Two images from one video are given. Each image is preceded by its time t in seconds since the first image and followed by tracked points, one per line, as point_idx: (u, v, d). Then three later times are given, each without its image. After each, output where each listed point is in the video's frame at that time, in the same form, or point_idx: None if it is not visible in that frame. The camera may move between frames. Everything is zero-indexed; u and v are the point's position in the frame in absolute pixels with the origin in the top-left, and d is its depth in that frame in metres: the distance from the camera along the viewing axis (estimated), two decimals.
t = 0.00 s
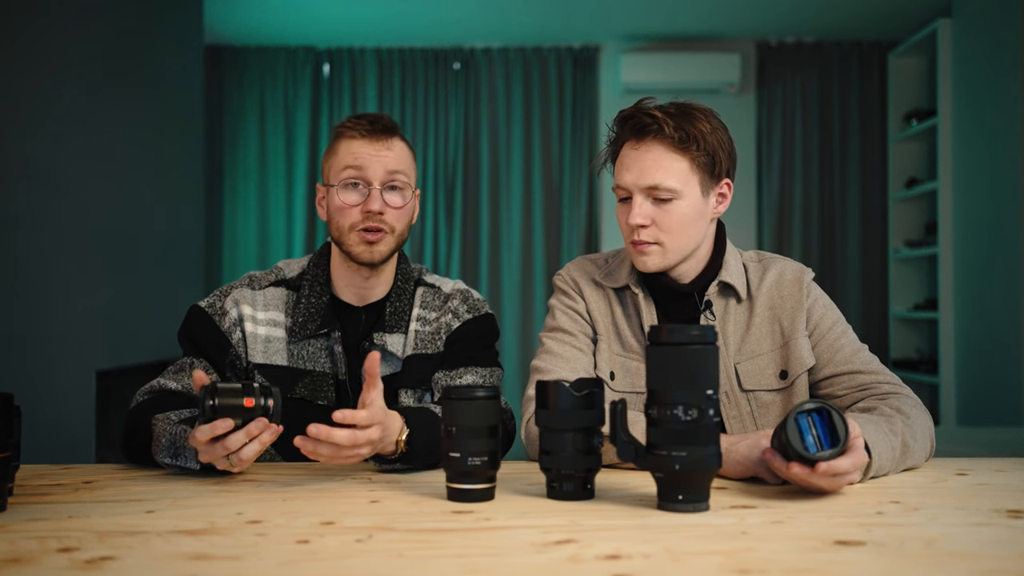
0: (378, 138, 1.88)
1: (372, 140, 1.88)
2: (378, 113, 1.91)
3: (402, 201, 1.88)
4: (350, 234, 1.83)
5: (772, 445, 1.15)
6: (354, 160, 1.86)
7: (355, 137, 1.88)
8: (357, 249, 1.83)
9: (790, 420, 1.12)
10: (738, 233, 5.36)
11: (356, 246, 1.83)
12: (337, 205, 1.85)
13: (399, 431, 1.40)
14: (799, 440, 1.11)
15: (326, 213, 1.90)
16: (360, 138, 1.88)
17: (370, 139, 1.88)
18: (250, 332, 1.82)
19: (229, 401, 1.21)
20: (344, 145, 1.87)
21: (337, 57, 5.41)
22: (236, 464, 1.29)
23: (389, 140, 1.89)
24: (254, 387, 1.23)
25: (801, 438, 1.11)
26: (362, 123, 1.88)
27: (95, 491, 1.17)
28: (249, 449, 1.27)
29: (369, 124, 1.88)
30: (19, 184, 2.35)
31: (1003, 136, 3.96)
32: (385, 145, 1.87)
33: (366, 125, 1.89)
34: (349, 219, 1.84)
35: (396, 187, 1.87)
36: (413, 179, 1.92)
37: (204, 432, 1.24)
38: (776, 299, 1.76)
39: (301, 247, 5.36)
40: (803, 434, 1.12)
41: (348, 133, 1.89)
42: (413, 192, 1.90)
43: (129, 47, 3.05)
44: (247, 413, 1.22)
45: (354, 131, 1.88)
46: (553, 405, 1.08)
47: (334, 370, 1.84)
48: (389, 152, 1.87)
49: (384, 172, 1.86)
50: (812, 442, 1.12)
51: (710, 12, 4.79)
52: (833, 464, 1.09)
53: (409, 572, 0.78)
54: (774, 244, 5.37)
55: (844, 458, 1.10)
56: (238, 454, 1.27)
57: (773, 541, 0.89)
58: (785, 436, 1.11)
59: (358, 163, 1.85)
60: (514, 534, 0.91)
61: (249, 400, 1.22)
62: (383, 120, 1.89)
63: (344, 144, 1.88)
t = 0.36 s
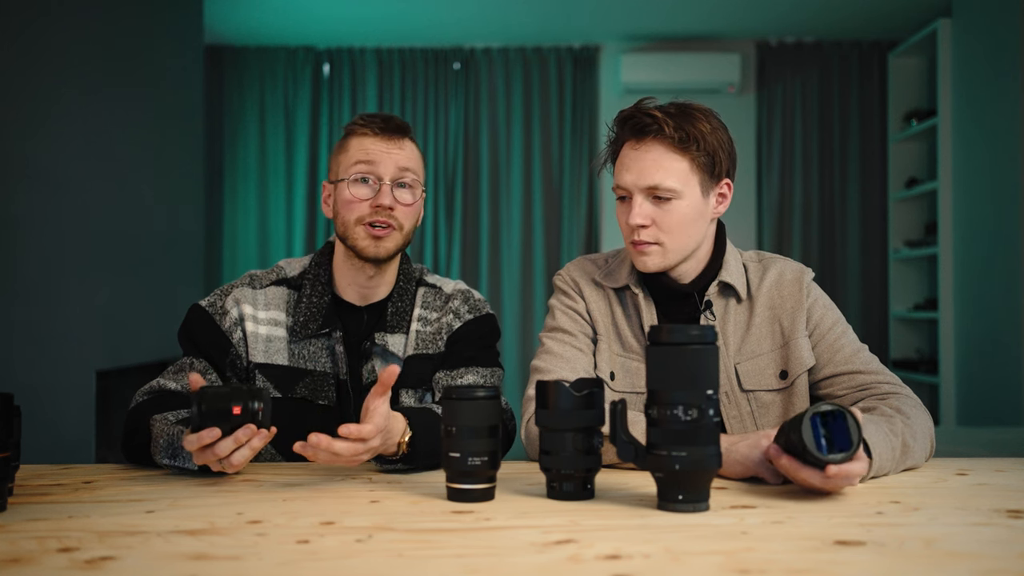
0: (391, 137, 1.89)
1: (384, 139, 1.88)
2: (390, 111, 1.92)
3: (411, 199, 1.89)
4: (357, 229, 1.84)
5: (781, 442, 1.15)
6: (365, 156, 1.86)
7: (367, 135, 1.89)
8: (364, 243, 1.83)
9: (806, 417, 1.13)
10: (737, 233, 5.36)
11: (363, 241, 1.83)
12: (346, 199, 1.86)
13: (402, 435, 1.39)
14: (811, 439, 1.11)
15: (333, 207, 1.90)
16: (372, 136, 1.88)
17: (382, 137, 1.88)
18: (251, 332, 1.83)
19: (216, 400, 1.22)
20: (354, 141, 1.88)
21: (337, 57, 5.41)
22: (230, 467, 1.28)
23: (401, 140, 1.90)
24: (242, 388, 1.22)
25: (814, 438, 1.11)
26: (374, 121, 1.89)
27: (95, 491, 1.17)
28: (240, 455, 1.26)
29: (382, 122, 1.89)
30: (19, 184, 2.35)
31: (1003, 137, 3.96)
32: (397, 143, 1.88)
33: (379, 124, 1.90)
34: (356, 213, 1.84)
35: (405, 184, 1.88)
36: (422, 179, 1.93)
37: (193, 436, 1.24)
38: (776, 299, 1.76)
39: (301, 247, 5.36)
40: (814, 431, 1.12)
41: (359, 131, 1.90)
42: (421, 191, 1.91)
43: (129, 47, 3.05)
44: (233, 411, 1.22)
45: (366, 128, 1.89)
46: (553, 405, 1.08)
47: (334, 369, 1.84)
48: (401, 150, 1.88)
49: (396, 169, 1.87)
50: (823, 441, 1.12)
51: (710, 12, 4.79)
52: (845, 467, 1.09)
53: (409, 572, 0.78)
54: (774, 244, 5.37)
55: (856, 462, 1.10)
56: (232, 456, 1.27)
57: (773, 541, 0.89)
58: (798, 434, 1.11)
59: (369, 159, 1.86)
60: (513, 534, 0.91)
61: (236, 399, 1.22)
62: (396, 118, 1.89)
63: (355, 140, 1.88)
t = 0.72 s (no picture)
0: (386, 143, 1.86)
1: (379, 145, 1.86)
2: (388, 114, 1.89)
3: (406, 205, 1.87)
4: (352, 237, 1.83)
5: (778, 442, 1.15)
6: (360, 163, 1.84)
7: (363, 140, 1.86)
8: (358, 252, 1.83)
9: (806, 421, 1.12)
10: (737, 233, 5.36)
11: (357, 250, 1.82)
12: (341, 207, 1.85)
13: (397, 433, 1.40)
14: (806, 439, 1.11)
15: (331, 212, 1.90)
16: (368, 141, 1.86)
17: (377, 143, 1.86)
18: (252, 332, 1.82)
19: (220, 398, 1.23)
20: (349, 147, 1.86)
21: (337, 57, 5.41)
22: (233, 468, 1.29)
23: (396, 145, 1.87)
24: (246, 390, 1.23)
25: (809, 439, 1.11)
26: (370, 127, 1.86)
27: (95, 491, 1.17)
28: (242, 454, 1.26)
29: (377, 127, 1.87)
30: (19, 184, 2.35)
31: (1003, 137, 3.96)
32: (392, 150, 1.86)
33: (375, 128, 1.87)
34: (350, 221, 1.84)
35: (400, 191, 1.86)
36: (419, 184, 1.91)
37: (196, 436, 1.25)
38: (776, 299, 1.76)
39: (301, 247, 5.36)
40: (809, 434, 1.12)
41: (355, 135, 1.87)
42: (417, 196, 1.89)
43: (128, 47, 3.05)
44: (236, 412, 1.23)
45: (362, 133, 1.87)
46: (554, 406, 1.08)
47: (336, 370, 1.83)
48: (396, 156, 1.86)
49: (390, 176, 1.85)
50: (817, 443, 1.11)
51: (710, 12, 4.79)
52: (842, 465, 1.09)
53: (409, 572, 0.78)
54: (774, 244, 5.37)
55: (854, 462, 1.10)
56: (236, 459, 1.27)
57: (773, 541, 0.89)
58: (792, 435, 1.11)
59: (363, 166, 1.84)
60: (513, 534, 0.91)
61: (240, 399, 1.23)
62: (393, 123, 1.87)
63: (350, 146, 1.86)
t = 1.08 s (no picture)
0: (356, 162, 1.80)
1: (349, 164, 1.80)
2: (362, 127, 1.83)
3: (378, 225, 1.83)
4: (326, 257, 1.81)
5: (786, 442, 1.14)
6: (330, 185, 1.80)
7: (335, 160, 1.81)
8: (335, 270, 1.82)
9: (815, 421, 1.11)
10: (737, 233, 5.36)
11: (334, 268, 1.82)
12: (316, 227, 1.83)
13: (379, 433, 1.41)
14: (817, 444, 1.10)
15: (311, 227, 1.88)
16: (339, 160, 1.80)
17: (347, 163, 1.80)
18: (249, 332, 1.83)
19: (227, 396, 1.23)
20: (321, 167, 1.81)
21: (337, 57, 5.40)
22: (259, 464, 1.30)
23: (368, 163, 1.81)
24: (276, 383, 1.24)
25: (820, 444, 1.10)
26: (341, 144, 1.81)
27: (95, 491, 1.17)
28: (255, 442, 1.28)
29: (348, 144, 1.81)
30: (19, 184, 2.35)
31: (1003, 137, 3.96)
32: (362, 170, 1.80)
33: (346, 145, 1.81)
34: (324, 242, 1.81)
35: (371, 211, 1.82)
36: (395, 199, 1.85)
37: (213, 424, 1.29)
38: (776, 299, 1.76)
39: (301, 247, 5.36)
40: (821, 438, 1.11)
41: (326, 154, 1.82)
42: (391, 213, 1.85)
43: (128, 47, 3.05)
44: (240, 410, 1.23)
45: (335, 152, 1.81)
46: (553, 406, 1.08)
47: (334, 369, 1.84)
48: (367, 176, 1.80)
49: (360, 197, 1.80)
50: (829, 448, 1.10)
51: (710, 12, 4.79)
52: (849, 473, 1.09)
53: (410, 572, 0.78)
54: (774, 244, 5.37)
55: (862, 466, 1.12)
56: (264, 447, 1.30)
57: (773, 541, 0.89)
58: (804, 441, 1.09)
59: (333, 188, 1.79)
60: (513, 534, 0.91)
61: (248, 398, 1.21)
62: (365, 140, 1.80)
63: (322, 166, 1.81)
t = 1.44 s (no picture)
0: (357, 166, 1.80)
1: (350, 169, 1.80)
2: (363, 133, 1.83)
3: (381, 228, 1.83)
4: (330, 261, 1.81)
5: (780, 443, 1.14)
6: (332, 190, 1.80)
7: (336, 164, 1.80)
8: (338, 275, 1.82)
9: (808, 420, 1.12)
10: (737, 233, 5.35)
11: (337, 273, 1.82)
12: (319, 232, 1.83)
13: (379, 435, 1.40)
14: (811, 440, 1.10)
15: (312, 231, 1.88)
16: (340, 165, 1.80)
17: (349, 168, 1.80)
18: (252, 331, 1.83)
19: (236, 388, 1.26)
20: (322, 172, 1.81)
21: (337, 57, 5.40)
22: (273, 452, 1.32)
23: (369, 167, 1.81)
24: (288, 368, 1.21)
25: (814, 439, 1.10)
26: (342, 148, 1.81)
27: (95, 491, 1.17)
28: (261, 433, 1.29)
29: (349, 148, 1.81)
30: (20, 184, 2.36)
31: (1004, 137, 3.96)
32: (364, 174, 1.80)
33: (346, 150, 1.81)
34: (327, 246, 1.81)
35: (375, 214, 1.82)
36: (396, 201, 1.86)
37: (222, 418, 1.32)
38: (776, 299, 1.76)
39: (301, 247, 5.36)
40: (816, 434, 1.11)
41: (327, 158, 1.82)
42: (394, 215, 1.85)
43: (128, 47, 3.05)
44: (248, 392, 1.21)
45: (335, 157, 1.80)
46: (553, 406, 1.08)
47: (336, 369, 1.84)
48: (369, 180, 1.81)
49: (363, 201, 1.80)
50: (824, 443, 1.10)
51: (710, 12, 4.79)
52: (848, 466, 1.08)
53: (409, 572, 0.79)
54: (774, 244, 5.36)
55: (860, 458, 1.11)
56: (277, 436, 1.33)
57: (773, 541, 0.89)
58: (798, 438, 1.10)
59: (335, 193, 1.79)
60: (513, 534, 0.91)
61: (258, 380, 1.17)
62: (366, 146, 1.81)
63: (323, 170, 1.81)
